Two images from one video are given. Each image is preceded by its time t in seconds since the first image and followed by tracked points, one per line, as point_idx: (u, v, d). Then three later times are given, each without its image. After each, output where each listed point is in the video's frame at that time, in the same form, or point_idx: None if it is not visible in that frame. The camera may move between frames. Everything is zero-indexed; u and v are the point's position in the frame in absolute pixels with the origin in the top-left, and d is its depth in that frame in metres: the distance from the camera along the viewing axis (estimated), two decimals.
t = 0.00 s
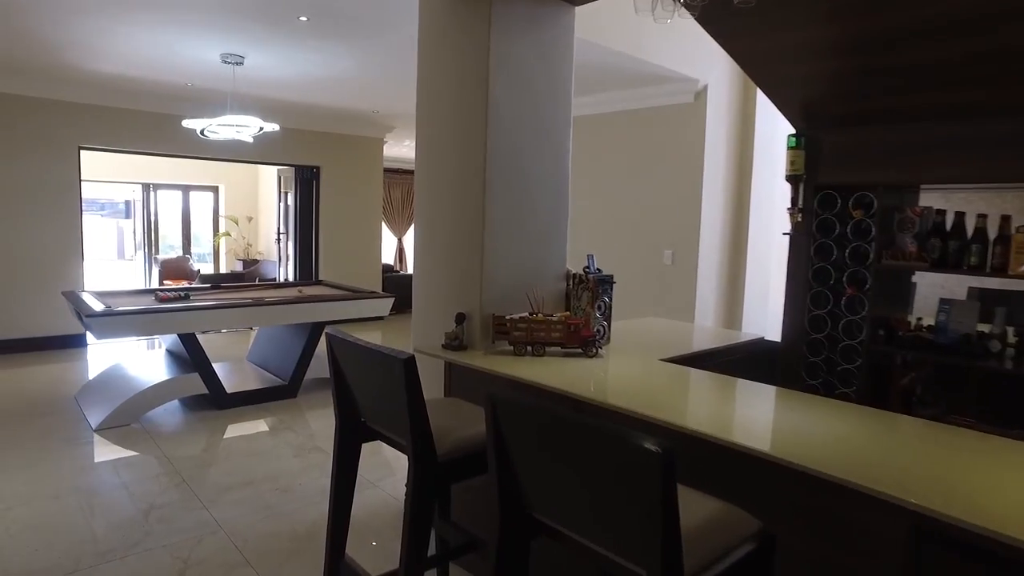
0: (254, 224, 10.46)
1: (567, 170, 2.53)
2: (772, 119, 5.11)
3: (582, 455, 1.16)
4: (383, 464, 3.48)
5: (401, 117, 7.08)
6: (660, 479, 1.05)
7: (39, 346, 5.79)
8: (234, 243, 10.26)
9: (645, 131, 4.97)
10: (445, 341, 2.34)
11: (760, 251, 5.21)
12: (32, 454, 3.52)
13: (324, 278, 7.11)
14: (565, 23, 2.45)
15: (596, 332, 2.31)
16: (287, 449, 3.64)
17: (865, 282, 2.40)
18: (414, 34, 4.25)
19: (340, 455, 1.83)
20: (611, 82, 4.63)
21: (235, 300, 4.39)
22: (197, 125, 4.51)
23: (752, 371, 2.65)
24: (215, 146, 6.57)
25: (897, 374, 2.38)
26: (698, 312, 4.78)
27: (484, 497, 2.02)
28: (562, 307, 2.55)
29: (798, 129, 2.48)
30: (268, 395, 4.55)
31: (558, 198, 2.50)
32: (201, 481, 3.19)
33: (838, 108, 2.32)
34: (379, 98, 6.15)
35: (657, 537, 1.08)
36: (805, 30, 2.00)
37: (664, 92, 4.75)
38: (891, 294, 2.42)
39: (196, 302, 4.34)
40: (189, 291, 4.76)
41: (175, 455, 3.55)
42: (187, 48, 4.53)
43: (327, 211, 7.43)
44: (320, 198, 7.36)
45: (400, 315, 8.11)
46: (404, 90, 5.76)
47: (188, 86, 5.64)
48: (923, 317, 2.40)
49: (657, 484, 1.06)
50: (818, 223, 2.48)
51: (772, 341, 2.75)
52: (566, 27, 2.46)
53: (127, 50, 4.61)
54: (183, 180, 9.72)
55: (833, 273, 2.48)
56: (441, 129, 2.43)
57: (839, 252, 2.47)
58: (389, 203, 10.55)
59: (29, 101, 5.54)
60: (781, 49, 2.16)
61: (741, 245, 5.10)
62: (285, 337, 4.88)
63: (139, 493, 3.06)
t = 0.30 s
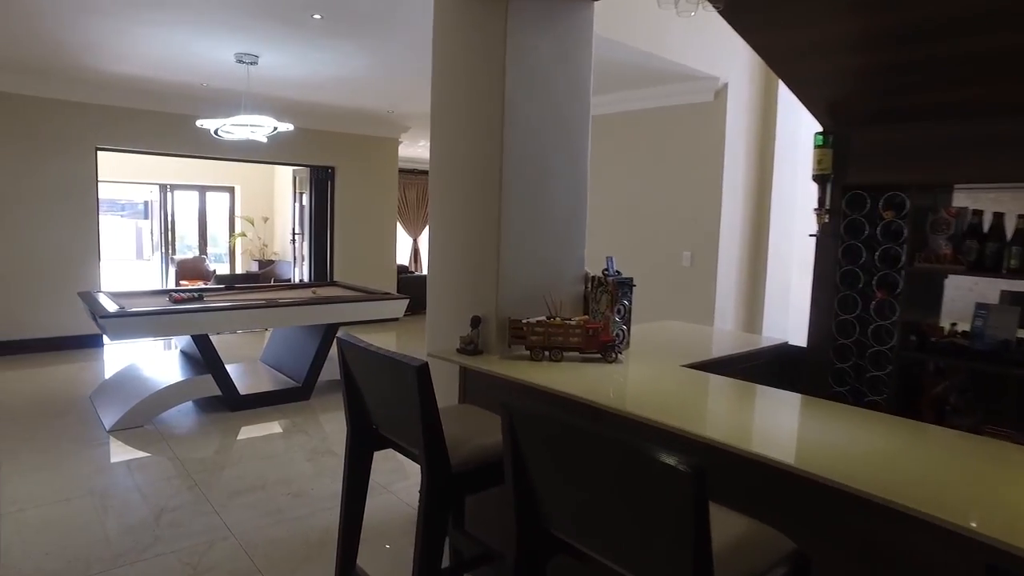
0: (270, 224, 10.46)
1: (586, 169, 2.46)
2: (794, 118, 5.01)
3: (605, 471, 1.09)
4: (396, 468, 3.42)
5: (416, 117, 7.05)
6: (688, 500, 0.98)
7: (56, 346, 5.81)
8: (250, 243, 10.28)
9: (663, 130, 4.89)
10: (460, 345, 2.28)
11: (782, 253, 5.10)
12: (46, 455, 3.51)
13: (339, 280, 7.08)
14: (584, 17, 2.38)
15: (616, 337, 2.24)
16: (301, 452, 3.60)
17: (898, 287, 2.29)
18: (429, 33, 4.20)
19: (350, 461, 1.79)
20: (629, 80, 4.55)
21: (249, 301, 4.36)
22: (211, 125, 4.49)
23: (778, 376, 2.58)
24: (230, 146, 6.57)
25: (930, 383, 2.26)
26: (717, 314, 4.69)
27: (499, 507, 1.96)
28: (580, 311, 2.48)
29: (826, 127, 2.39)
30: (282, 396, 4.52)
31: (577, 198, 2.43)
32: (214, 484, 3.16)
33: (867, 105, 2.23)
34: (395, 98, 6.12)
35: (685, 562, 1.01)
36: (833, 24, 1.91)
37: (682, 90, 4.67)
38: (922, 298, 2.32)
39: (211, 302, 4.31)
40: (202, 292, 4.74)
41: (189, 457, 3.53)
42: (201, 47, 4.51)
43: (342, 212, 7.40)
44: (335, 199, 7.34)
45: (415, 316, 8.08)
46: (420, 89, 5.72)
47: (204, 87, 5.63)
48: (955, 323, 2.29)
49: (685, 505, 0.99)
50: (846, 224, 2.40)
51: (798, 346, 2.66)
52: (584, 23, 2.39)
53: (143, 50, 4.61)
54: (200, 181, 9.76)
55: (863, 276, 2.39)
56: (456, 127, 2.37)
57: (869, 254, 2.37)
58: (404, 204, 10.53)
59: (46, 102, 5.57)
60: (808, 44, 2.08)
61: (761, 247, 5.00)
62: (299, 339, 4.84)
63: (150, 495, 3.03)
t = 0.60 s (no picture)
0: (289, 225, 10.40)
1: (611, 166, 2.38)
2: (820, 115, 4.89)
3: (637, 485, 1.05)
4: (414, 471, 3.37)
5: (434, 116, 7.01)
6: (732, 524, 0.93)
7: (78, 345, 5.85)
8: (270, 243, 10.23)
9: (686, 128, 4.80)
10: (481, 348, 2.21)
11: (808, 254, 4.99)
12: (65, 454, 3.51)
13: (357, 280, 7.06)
14: (609, 10, 2.31)
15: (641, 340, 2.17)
16: (318, 453, 3.57)
17: (937, 288, 2.19)
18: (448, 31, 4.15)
19: (368, 466, 1.74)
20: (651, 78, 4.47)
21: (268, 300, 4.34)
22: (230, 125, 4.48)
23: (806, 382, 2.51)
24: (250, 145, 6.57)
25: (973, 390, 2.13)
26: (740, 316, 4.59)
27: (520, 515, 1.91)
28: (603, 313, 2.40)
29: (860, 123, 2.31)
30: (300, 397, 4.49)
31: (602, 196, 2.36)
32: (230, 485, 3.13)
33: (906, 101, 2.13)
34: (413, 97, 6.08)
35: None
36: (873, 15, 1.82)
37: (706, 88, 4.57)
38: (963, 300, 2.22)
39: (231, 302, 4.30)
40: (221, 291, 4.73)
41: (207, 457, 3.51)
42: (221, 46, 4.49)
43: (361, 211, 7.39)
44: (354, 199, 7.32)
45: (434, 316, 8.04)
46: (439, 88, 5.67)
47: (224, 86, 5.63)
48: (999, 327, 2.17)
49: (729, 528, 0.93)
50: (881, 224, 2.31)
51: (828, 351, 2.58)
52: (610, 16, 2.31)
53: (163, 49, 4.61)
54: (220, 181, 9.81)
55: (899, 278, 2.29)
56: (478, 125, 2.32)
57: (905, 255, 2.27)
58: (423, 204, 10.50)
59: (69, 101, 5.60)
60: (844, 36, 1.99)
61: (787, 247, 4.89)
62: (317, 339, 4.81)
63: (167, 496, 3.01)
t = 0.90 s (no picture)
0: (307, 225, 10.43)
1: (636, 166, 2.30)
2: (847, 115, 4.77)
3: (663, 500, 1.00)
4: (432, 476, 3.31)
5: (453, 116, 6.96)
6: (776, 550, 0.87)
7: (97, 344, 5.86)
8: (287, 243, 10.27)
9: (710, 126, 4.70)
10: (501, 352, 2.14)
11: (834, 257, 4.86)
12: (82, 455, 3.49)
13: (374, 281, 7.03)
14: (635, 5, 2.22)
15: (668, 345, 2.08)
16: (335, 457, 3.52)
17: (981, 293, 2.10)
18: (467, 28, 4.08)
19: (385, 474, 1.68)
20: (675, 75, 4.37)
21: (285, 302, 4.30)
22: (247, 124, 4.43)
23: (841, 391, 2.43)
24: (267, 145, 6.56)
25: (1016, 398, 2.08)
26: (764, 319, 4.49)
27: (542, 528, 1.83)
28: (628, 315, 2.32)
29: (898, 118, 2.20)
30: (316, 399, 4.45)
31: (627, 197, 2.28)
32: (246, 489, 3.09)
33: (948, 95, 2.03)
34: (431, 96, 6.03)
35: None
36: (918, 7, 1.73)
37: (731, 84, 4.47)
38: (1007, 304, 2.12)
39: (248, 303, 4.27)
40: (237, 292, 4.69)
41: (223, 460, 3.47)
42: (238, 45, 4.45)
43: (377, 211, 7.35)
44: (371, 199, 7.28)
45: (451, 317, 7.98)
46: (457, 86, 5.61)
47: (242, 86, 5.62)
48: None
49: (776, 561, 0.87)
50: (920, 223, 2.20)
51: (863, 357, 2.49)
52: (636, 10, 2.23)
53: (181, 49, 4.59)
54: (238, 181, 9.82)
55: (940, 279, 2.18)
56: (499, 122, 2.25)
57: (947, 258, 2.17)
58: (440, 204, 10.46)
59: (88, 102, 5.62)
60: (886, 29, 1.89)
61: (813, 249, 4.76)
62: (333, 341, 4.76)
63: (181, 500, 2.97)
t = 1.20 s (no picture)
0: (320, 226, 10.42)
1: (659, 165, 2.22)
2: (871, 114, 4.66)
3: (691, 518, 0.96)
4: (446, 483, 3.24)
5: (467, 116, 6.90)
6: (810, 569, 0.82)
7: (110, 345, 5.84)
8: (301, 244, 10.26)
9: (730, 125, 4.61)
10: (520, 357, 2.07)
11: (857, 259, 4.74)
12: (94, 458, 3.45)
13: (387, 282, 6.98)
14: None
15: (693, 351, 1.99)
16: (348, 462, 3.46)
17: None
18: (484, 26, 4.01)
19: (399, 486, 1.61)
20: (695, 72, 4.28)
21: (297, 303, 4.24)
22: (261, 124, 4.39)
23: (868, 395, 2.39)
24: (281, 146, 6.53)
25: None
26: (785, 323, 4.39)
27: (563, 542, 1.76)
28: (650, 320, 2.24)
29: (935, 115, 2.10)
30: (329, 402, 4.40)
31: (650, 197, 2.20)
32: (258, 494, 3.03)
33: (992, 89, 1.93)
34: (446, 96, 5.97)
35: None
36: None
37: (753, 82, 4.37)
38: None
39: (260, 304, 4.22)
40: (250, 293, 4.65)
41: (234, 464, 3.42)
42: (252, 44, 4.41)
43: (390, 212, 7.30)
44: (384, 199, 7.24)
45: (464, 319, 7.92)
46: (472, 86, 5.55)
47: (256, 86, 5.59)
48: None
49: None
50: (957, 225, 2.07)
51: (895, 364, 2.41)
52: (659, 4, 2.16)
53: (195, 49, 4.56)
54: (252, 182, 9.82)
55: (977, 285, 2.04)
56: (519, 121, 2.18)
57: (986, 259, 2.01)
58: (454, 205, 10.41)
59: (102, 102, 5.61)
60: (925, 20, 1.81)
61: (835, 250, 4.65)
62: (346, 344, 4.71)
63: (191, 506, 2.91)
